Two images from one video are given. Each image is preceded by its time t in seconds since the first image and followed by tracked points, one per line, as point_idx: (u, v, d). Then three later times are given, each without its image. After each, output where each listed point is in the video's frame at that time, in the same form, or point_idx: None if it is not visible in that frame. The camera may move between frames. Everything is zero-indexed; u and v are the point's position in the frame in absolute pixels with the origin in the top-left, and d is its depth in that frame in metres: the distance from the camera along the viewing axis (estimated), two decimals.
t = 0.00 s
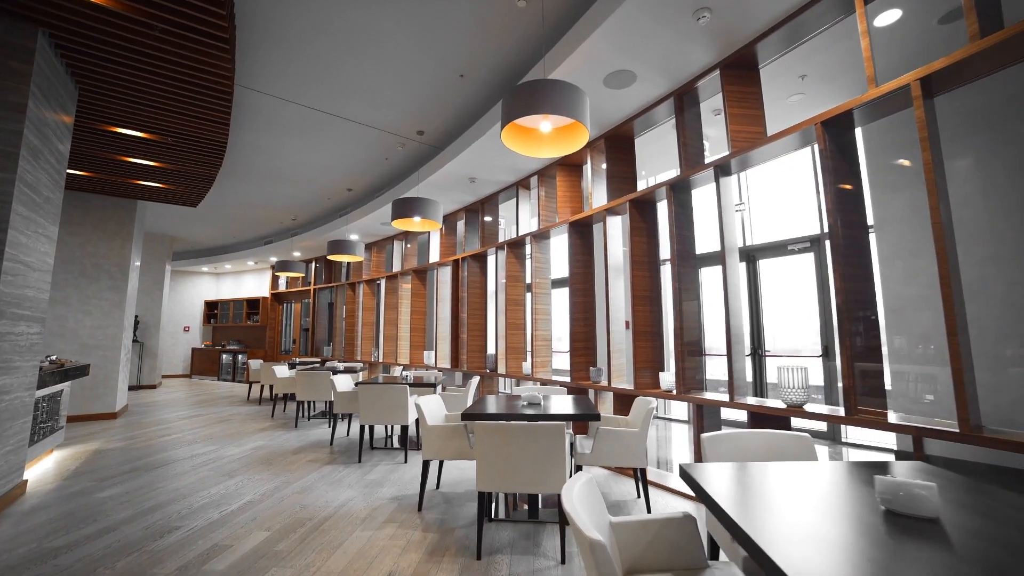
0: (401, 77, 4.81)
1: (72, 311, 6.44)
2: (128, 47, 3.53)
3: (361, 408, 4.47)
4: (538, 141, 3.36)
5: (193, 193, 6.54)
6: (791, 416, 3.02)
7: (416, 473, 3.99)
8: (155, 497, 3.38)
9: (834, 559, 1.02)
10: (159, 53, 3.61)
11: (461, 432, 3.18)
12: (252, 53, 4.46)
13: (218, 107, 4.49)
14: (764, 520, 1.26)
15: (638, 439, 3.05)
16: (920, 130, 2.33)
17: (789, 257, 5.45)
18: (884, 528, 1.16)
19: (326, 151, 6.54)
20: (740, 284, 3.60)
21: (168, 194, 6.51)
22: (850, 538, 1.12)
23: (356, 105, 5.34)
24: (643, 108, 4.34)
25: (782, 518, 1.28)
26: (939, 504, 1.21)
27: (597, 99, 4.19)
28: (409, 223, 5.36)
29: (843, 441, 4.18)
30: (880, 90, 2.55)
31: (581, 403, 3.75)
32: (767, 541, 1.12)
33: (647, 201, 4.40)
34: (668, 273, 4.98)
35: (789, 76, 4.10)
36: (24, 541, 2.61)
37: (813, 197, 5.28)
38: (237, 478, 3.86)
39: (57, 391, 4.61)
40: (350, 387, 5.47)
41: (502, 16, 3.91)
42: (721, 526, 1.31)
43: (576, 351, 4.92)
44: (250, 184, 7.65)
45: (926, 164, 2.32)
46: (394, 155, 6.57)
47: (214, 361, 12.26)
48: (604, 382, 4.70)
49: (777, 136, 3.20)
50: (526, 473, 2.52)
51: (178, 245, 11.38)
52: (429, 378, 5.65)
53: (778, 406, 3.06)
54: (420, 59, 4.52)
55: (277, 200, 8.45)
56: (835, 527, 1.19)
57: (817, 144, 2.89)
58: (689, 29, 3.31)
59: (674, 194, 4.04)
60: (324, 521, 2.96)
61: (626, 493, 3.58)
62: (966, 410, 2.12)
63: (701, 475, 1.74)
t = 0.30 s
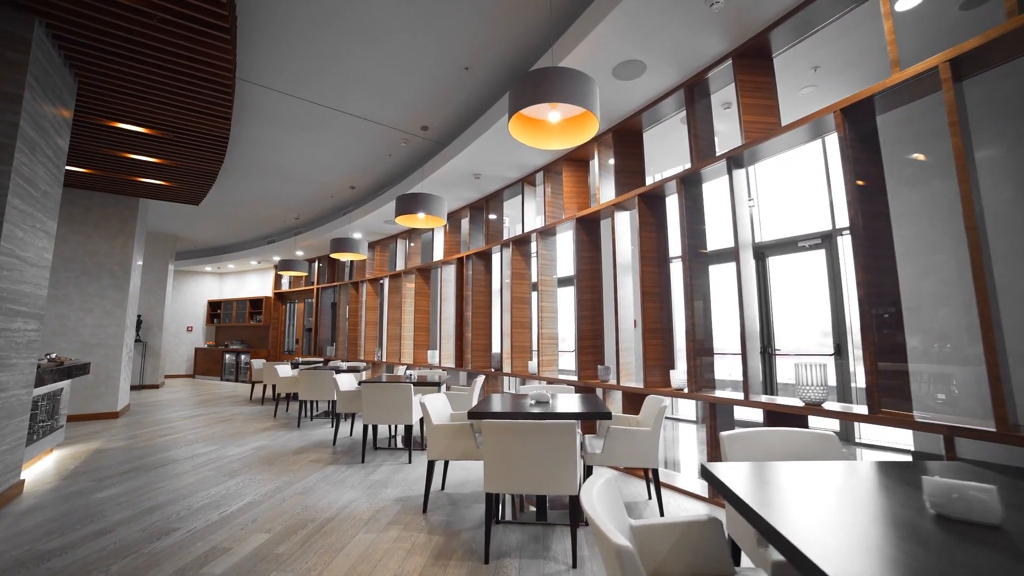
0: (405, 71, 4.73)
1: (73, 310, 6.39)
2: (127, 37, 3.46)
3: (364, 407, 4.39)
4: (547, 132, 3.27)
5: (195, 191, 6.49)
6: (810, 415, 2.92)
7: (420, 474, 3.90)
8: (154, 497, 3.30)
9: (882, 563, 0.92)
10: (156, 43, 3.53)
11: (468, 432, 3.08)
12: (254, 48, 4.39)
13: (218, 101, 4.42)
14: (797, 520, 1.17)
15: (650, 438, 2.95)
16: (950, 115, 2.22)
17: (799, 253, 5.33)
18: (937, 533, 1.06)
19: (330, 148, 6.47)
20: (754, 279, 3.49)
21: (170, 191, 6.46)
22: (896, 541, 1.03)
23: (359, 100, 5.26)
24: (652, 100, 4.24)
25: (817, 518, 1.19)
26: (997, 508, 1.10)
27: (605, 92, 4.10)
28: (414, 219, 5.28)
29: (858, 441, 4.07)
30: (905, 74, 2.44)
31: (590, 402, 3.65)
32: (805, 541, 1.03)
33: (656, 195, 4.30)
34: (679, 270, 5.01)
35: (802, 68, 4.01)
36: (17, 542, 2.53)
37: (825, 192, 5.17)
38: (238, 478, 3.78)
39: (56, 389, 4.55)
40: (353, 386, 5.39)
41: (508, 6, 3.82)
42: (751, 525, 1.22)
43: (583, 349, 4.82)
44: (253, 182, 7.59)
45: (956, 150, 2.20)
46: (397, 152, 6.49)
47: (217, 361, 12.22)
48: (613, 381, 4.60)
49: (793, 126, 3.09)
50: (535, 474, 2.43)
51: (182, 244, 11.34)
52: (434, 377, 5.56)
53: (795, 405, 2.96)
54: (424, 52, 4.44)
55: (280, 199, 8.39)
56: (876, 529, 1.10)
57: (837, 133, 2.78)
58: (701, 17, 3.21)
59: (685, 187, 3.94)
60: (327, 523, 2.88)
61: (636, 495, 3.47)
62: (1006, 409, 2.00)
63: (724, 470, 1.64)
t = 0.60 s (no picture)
0: (410, 63, 4.64)
1: (75, 308, 6.33)
2: (126, 26, 3.38)
3: (368, 405, 4.29)
4: (558, 120, 3.18)
5: (197, 187, 6.42)
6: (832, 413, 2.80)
7: (426, 474, 3.80)
8: (154, 497, 3.21)
9: (956, 568, 0.82)
10: (154, 32, 3.44)
11: (476, 431, 2.98)
12: (256, 39, 4.30)
13: (220, 93, 4.34)
14: (849, 521, 1.07)
15: (665, 437, 2.85)
16: (988, 94, 2.10)
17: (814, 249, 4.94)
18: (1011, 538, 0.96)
19: (333, 144, 6.38)
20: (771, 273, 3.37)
21: (173, 188, 6.40)
22: (966, 545, 0.92)
23: (363, 94, 5.17)
24: (663, 90, 4.13)
25: (869, 519, 1.08)
26: None
27: (615, 82, 3.99)
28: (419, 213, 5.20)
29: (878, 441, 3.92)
30: (938, 54, 2.31)
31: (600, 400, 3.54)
32: (869, 546, 0.92)
33: (667, 187, 4.19)
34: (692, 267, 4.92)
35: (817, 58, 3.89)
36: (11, 544, 2.45)
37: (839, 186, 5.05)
38: (239, 478, 3.69)
39: (56, 387, 4.48)
40: (357, 385, 5.30)
41: None
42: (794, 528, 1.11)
43: (591, 347, 4.71)
44: (255, 178, 7.52)
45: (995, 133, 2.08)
46: (401, 147, 6.40)
47: (220, 360, 12.17)
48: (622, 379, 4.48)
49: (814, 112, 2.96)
50: (547, 474, 2.32)
51: (185, 243, 11.30)
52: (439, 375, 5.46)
53: (817, 402, 2.84)
54: (429, 44, 4.35)
55: (283, 196, 8.33)
56: (942, 532, 0.99)
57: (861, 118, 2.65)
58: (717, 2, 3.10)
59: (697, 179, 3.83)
60: (330, 524, 2.79)
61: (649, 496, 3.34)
62: None
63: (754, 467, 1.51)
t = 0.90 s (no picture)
0: (414, 55, 4.52)
1: (74, 305, 6.24)
2: (122, 12, 3.27)
3: (372, 405, 4.18)
4: (570, 108, 3.08)
5: (198, 183, 6.33)
6: (857, 412, 2.68)
7: (431, 475, 3.68)
8: (151, 499, 3.11)
9: None
10: (150, 18, 3.33)
11: (484, 431, 2.85)
12: (256, 30, 4.18)
13: (219, 84, 4.22)
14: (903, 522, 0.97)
15: (681, 436, 2.72)
16: None
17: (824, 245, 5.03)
18: None
19: (336, 139, 6.28)
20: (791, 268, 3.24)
21: (173, 184, 6.31)
22: None
23: (366, 87, 5.07)
24: (676, 79, 4.00)
25: (928, 523, 0.97)
26: None
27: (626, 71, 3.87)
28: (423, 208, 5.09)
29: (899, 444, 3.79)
30: (978, 31, 2.18)
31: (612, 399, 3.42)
32: (945, 557, 0.79)
33: (680, 180, 4.07)
34: (705, 263, 4.82)
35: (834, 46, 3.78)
36: None
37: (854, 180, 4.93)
38: (239, 479, 3.58)
39: (53, 385, 4.39)
40: (360, 383, 5.19)
41: None
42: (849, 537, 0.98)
43: (601, 344, 4.60)
44: (257, 175, 7.43)
45: None
46: (405, 142, 6.29)
47: (222, 359, 12.08)
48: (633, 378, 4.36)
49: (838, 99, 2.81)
50: (560, 476, 2.20)
51: (187, 242, 11.22)
52: (443, 374, 5.35)
53: (840, 401, 2.72)
54: (434, 34, 4.23)
55: (285, 193, 8.23)
56: (1022, 536, 0.87)
57: (888, 102, 2.50)
58: None
59: (711, 170, 3.71)
60: (333, 528, 2.67)
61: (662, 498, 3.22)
62: None
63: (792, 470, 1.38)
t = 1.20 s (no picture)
0: (418, 44, 4.39)
1: (72, 303, 6.13)
2: None
3: (375, 404, 4.05)
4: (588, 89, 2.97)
5: (198, 179, 6.22)
6: (887, 412, 2.54)
7: (437, 477, 3.55)
8: (146, 502, 2.99)
9: None
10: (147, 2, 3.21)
11: (495, 431, 2.72)
12: (255, 18, 4.05)
13: (218, 74, 4.10)
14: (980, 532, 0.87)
15: (701, 437, 2.58)
16: None
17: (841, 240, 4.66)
18: None
19: (338, 133, 6.15)
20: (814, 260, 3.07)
21: (173, 180, 6.20)
22: None
23: (368, 78, 4.94)
24: (691, 67, 3.87)
25: (1008, 531, 0.87)
26: None
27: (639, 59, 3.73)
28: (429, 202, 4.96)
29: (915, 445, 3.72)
30: None
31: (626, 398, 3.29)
32: None
33: (693, 171, 3.92)
34: (717, 259, 4.68)
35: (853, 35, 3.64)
36: None
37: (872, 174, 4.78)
38: (238, 481, 3.46)
39: (49, 384, 4.28)
40: (363, 382, 5.06)
41: None
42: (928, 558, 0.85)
43: (610, 342, 4.46)
44: (258, 171, 7.32)
45: None
46: (409, 136, 6.16)
47: (223, 358, 11.97)
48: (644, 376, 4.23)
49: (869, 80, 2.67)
50: (576, 480, 2.06)
51: (187, 240, 11.13)
52: (448, 373, 5.22)
53: (868, 400, 2.58)
54: (439, 23, 4.09)
55: (286, 190, 8.11)
56: None
57: (925, 83, 2.36)
58: None
59: (728, 161, 3.58)
60: (336, 533, 2.55)
61: (679, 501, 3.09)
62: None
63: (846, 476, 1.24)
